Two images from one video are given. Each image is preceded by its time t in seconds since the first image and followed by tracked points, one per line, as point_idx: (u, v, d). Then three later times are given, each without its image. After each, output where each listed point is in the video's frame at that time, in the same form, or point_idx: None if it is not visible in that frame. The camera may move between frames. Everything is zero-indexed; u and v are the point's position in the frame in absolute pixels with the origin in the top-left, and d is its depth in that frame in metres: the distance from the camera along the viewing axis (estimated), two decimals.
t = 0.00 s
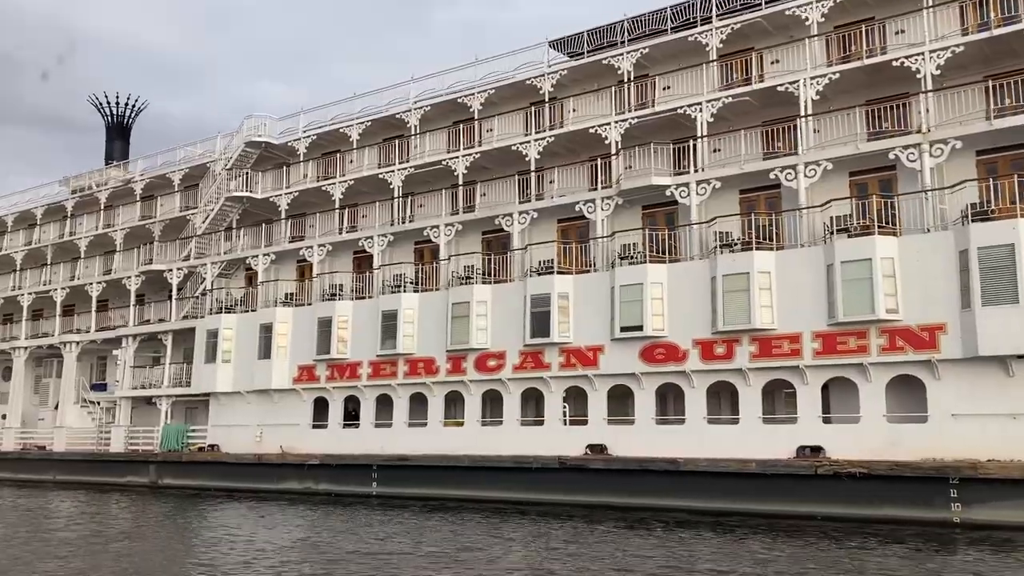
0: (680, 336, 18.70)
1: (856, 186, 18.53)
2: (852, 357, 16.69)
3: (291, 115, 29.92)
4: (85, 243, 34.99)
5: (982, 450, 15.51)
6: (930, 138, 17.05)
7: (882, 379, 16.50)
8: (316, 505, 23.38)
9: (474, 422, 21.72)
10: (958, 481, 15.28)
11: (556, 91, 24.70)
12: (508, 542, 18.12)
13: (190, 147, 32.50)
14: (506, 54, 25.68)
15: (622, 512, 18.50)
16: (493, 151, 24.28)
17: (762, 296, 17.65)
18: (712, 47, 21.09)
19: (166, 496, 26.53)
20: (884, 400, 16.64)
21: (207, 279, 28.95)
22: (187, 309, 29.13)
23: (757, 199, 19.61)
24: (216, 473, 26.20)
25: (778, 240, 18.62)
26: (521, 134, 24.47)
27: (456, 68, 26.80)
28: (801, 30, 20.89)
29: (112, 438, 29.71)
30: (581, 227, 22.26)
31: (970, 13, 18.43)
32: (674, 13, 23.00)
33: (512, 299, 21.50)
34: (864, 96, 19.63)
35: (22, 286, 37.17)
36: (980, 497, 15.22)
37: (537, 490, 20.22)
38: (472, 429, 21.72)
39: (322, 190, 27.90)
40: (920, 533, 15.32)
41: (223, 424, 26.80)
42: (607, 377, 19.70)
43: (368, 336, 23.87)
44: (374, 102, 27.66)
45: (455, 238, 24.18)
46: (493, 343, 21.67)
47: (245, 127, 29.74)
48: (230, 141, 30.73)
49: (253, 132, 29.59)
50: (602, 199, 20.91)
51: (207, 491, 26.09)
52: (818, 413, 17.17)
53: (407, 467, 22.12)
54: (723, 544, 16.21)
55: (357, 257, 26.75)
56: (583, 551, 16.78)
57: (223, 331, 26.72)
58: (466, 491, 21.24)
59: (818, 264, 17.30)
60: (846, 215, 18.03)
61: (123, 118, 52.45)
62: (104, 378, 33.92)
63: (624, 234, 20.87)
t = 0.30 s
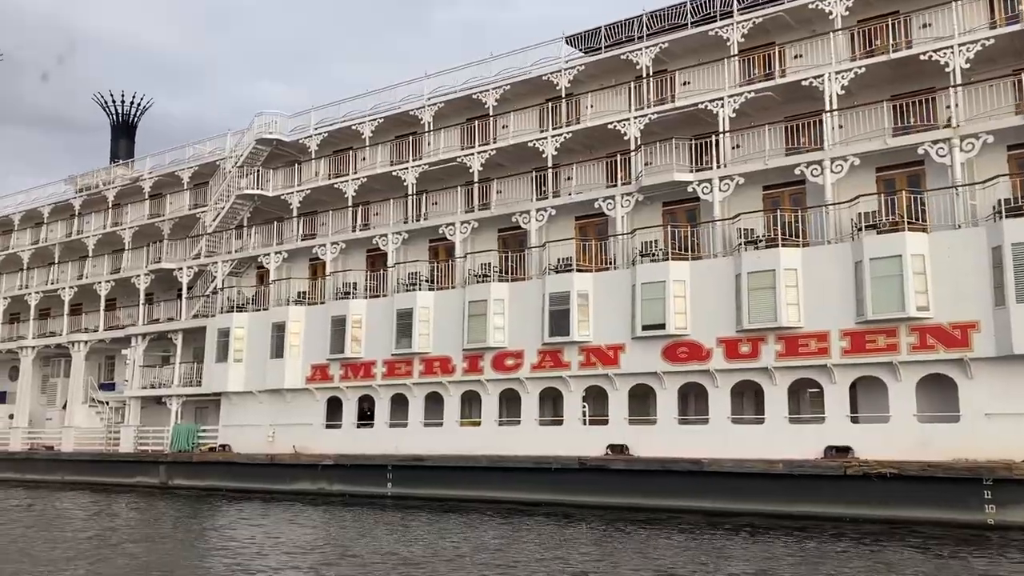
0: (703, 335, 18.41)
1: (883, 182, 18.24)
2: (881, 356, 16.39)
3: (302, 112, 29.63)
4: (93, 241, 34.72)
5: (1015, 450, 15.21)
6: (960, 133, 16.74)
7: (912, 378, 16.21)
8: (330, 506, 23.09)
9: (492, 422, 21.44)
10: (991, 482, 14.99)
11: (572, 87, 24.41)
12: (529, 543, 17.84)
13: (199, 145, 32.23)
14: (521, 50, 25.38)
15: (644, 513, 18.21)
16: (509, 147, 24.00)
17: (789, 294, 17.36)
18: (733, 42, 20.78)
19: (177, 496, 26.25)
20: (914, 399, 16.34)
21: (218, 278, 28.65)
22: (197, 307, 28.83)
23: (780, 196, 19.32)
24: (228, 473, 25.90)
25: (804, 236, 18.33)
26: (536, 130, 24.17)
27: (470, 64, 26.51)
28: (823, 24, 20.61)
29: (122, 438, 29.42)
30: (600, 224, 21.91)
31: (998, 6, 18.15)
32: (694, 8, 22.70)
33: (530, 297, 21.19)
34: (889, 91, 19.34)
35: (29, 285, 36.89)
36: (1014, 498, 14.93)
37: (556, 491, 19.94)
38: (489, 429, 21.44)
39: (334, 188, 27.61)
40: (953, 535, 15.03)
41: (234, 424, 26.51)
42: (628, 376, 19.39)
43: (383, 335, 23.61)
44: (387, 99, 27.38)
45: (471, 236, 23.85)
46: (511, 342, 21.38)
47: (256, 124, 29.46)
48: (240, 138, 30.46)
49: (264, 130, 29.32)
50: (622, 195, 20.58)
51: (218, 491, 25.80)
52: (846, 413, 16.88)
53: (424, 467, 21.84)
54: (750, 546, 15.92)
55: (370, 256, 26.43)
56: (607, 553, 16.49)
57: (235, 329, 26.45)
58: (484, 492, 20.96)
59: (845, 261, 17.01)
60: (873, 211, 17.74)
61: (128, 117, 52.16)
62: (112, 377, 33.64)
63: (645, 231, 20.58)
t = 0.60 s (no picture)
0: (727, 333, 18.12)
1: (911, 178, 17.97)
2: (911, 354, 16.10)
3: (313, 109, 29.32)
4: (101, 240, 34.42)
5: None
6: (992, 127, 16.44)
7: (943, 377, 15.90)
8: (344, 506, 22.80)
9: (510, 422, 21.14)
10: None
11: (589, 83, 24.11)
12: (551, 545, 17.54)
13: (208, 143, 31.94)
14: (536, 46, 25.08)
15: (668, 515, 17.92)
16: (524, 144, 23.71)
17: (816, 291, 17.08)
18: (755, 36, 20.47)
19: (188, 497, 25.95)
20: (945, 399, 16.03)
21: (229, 276, 28.35)
22: (208, 306, 28.53)
23: (805, 192, 19.04)
24: (239, 474, 25.60)
25: (830, 233, 18.05)
26: (552, 126, 23.88)
27: (484, 60, 26.21)
28: (847, 18, 20.31)
29: (131, 438, 29.12)
30: (618, 221, 21.59)
31: None
32: (714, 2, 22.41)
33: (548, 295, 20.86)
34: (915, 86, 19.03)
35: (36, 284, 36.57)
36: None
37: (577, 492, 19.65)
38: (507, 429, 21.15)
39: (346, 185, 27.32)
40: (987, 537, 14.73)
41: (245, 424, 26.21)
42: (650, 375, 19.07)
43: (398, 333, 23.34)
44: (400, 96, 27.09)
45: (487, 233, 23.54)
46: (528, 340, 21.06)
47: (266, 121, 29.17)
48: (250, 135, 30.16)
49: (275, 127, 29.02)
50: (642, 191, 20.28)
51: (230, 492, 25.50)
52: (874, 413, 16.59)
53: (440, 468, 21.54)
54: (779, 548, 15.63)
55: (384, 254, 26.13)
56: (632, 554, 16.21)
57: (246, 328, 26.16)
58: (502, 493, 20.67)
59: (875, 259, 16.73)
60: (902, 208, 17.45)
61: (133, 116, 51.85)
62: (120, 377, 33.34)
63: (666, 228, 20.29)
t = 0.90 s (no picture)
0: (752, 332, 17.81)
1: (939, 174, 17.67)
2: (943, 353, 15.78)
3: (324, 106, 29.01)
4: (108, 238, 34.11)
5: None
6: None
7: (976, 376, 15.57)
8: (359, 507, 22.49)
9: (528, 422, 20.82)
10: None
11: (606, 79, 23.79)
12: (573, 547, 17.23)
13: (217, 140, 31.63)
14: (552, 41, 24.76)
15: (692, 517, 17.62)
16: (541, 140, 23.41)
17: (844, 289, 16.78)
18: (777, 30, 20.17)
19: (199, 498, 25.64)
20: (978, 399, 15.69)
21: (239, 274, 28.04)
22: (218, 305, 28.23)
23: (830, 188, 18.75)
24: (251, 474, 25.29)
25: (857, 229, 17.75)
26: (568, 122, 23.57)
27: (499, 56, 25.91)
28: (870, 12, 20.00)
29: (140, 438, 28.81)
30: (638, 218, 21.25)
31: None
32: None
33: (567, 293, 20.53)
34: (942, 80, 18.71)
35: (42, 283, 36.27)
36: None
37: (597, 493, 19.34)
38: (525, 429, 20.83)
39: (358, 183, 27.02)
40: None
41: (257, 424, 25.90)
42: (672, 375, 18.73)
43: (412, 332, 23.04)
44: (412, 92, 26.78)
45: (503, 231, 23.21)
46: (546, 339, 20.70)
47: (277, 117, 28.86)
48: (261, 132, 29.87)
49: (285, 124, 28.71)
50: (664, 187, 19.94)
51: (241, 493, 25.19)
52: (905, 412, 16.26)
53: (458, 469, 21.23)
54: (809, 550, 15.32)
55: (397, 251, 25.81)
56: (658, 556, 15.89)
57: (258, 327, 25.85)
58: (521, 494, 20.37)
59: (904, 256, 16.43)
60: (931, 203, 17.14)
61: (137, 114, 51.55)
62: (128, 376, 33.04)
63: (687, 225, 19.98)
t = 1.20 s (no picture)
0: (778, 330, 17.53)
1: (968, 169, 17.39)
2: (975, 352, 15.50)
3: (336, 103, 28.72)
4: (116, 237, 33.83)
5: None
6: None
7: (1010, 375, 15.28)
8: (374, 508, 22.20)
9: (547, 422, 20.53)
10: None
11: (624, 75, 23.52)
12: (596, 548, 16.94)
13: (227, 137, 31.34)
14: (568, 36, 24.46)
15: (717, 519, 17.33)
16: (558, 136, 23.12)
17: (873, 286, 16.49)
18: (800, 25, 19.90)
19: (210, 498, 25.35)
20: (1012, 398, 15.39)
21: (250, 273, 27.74)
22: (229, 304, 27.95)
23: (856, 184, 18.47)
24: (263, 475, 25.00)
25: (884, 226, 17.47)
26: (585, 118, 23.29)
27: (513, 52, 25.63)
28: (895, 6, 19.71)
29: (150, 438, 28.53)
30: (658, 215, 20.94)
31: None
32: None
33: (586, 291, 20.23)
34: (969, 75, 18.42)
35: (49, 282, 36.00)
36: None
37: (619, 494, 19.04)
38: (544, 429, 20.55)
39: (371, 180, 26.75)
40: None
41: (269, 424, 25.62)
42: (696, 374, 18.44)
43: (428, 331, 22.77)
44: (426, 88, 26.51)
45: (520, 228, 22.90)
46: (566, 338, 20.40)
47: (288, 114, 28.57)
48: (271, 129, 29.58)
49: (297, 120, 28.43)
50: (685, 183, 19.64)
51: (253, 494, 24.90)
52: (936, 412, 15.97)
53: (475, 469, 20.96)
54: (839, 551, 15.03)
55: (412, 249, 25.53)
56: (685, 558, 15.60)
57: (270, 326, 25.57)
58: (540, 495, 20.09)
59: (935, 253, 16.14)
60: (961, 199, 16.85)
61: (142, 112, 51.25)
62: (137, 376, 32.76)
63: (710, 222, 19.69)
